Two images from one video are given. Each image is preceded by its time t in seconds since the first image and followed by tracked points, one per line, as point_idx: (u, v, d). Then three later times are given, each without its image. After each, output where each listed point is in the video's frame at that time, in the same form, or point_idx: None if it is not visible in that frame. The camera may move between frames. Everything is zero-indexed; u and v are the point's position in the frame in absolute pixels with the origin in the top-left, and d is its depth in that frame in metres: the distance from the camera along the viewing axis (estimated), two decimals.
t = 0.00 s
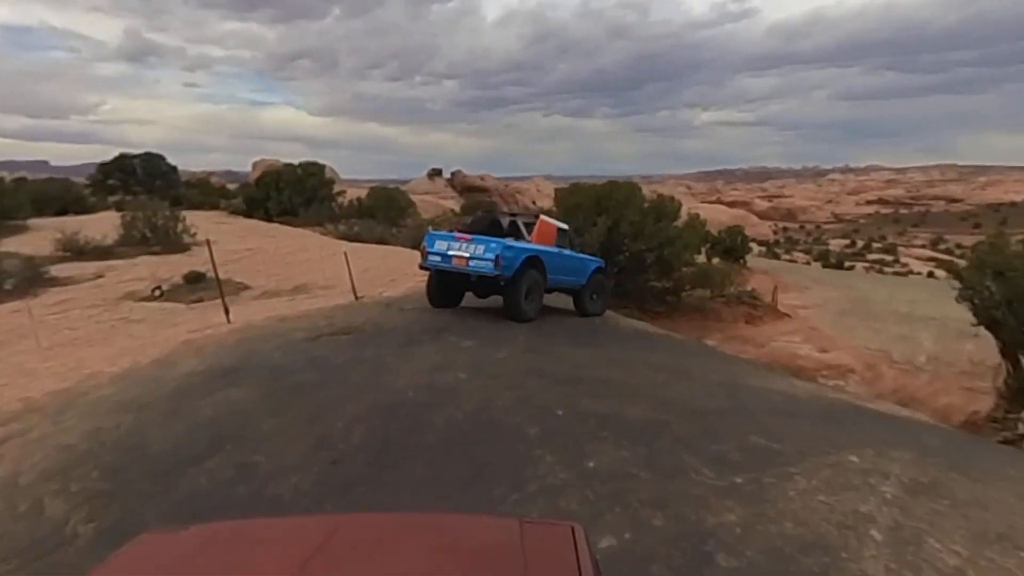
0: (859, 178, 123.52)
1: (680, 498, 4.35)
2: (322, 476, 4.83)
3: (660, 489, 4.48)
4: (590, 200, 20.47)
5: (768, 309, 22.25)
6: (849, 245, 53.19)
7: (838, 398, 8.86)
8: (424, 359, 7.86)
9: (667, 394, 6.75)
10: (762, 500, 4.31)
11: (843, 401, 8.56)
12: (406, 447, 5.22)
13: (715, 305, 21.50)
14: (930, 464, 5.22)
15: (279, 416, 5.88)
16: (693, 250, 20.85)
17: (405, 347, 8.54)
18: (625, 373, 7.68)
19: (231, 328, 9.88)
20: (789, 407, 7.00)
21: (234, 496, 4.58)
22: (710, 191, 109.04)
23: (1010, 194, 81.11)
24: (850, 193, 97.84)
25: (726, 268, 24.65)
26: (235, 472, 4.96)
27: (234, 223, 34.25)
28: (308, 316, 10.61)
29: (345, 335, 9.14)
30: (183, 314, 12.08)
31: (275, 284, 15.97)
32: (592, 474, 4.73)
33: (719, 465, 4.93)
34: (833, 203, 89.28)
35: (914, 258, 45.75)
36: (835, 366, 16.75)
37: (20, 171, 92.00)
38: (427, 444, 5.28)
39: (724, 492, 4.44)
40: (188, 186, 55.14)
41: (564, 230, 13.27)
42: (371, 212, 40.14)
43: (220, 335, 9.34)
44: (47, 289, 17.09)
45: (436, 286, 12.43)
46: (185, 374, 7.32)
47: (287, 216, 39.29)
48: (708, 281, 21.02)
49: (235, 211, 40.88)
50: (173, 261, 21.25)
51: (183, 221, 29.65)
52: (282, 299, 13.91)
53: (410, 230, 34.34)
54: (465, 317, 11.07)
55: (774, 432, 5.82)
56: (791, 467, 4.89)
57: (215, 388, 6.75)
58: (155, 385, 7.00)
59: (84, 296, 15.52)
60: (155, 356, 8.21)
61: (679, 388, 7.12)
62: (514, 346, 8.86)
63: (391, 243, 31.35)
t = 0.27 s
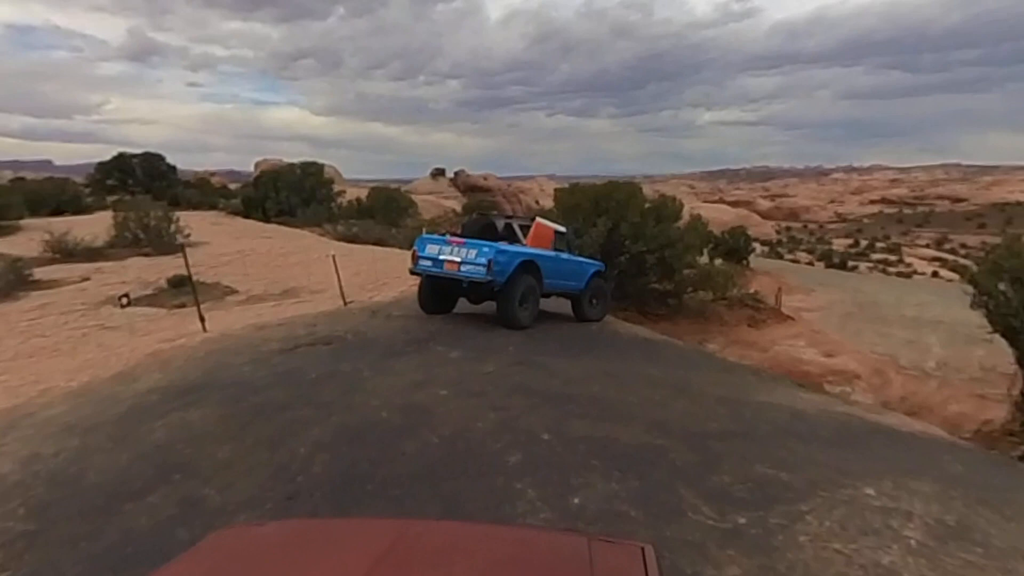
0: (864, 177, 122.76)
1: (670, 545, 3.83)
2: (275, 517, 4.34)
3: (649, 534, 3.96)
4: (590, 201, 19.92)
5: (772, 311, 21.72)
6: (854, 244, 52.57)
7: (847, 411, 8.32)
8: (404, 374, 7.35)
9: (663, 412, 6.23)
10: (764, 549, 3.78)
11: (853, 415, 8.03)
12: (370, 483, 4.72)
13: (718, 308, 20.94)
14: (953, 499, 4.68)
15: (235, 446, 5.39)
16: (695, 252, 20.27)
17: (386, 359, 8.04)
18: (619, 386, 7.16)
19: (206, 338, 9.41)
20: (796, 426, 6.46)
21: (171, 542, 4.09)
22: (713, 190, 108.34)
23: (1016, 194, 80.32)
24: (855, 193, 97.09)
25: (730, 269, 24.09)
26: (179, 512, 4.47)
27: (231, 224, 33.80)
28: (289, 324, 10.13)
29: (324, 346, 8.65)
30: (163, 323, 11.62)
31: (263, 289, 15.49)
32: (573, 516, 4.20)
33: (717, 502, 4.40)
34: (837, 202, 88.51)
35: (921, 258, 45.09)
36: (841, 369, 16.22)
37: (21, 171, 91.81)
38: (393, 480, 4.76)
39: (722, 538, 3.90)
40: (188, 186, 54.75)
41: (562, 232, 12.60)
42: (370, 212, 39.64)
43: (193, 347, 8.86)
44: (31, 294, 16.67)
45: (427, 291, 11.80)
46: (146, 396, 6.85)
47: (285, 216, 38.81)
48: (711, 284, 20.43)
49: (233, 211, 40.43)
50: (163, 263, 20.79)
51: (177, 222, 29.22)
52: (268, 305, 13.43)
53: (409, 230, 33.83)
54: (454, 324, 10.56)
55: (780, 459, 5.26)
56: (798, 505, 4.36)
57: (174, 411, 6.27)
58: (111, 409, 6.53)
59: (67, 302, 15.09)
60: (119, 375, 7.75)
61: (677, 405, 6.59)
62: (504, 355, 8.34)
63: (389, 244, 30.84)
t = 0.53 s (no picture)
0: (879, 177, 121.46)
1: None
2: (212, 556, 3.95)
3: None
4: (595, 201, 19.40)
5: (783, 315, 21.16)
6: (868, 244, 51.80)
7: (856, 426, 7.83)
8: (382, 386, 6.94)
9: (655, 431, 5.78)
10: None
11: (862, 431, 7.55)
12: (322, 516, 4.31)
13: (726, 312, 20.28)
14: (969, 537, 4.21)
15: (186, 471, 5.00)
16: (702, 254, 19.63)
17: (367, 370, 7.63)
18: (611, 399, 6.71)
19: (184, 346, 9.04)
20: (797, 447, 5.99)
21: None
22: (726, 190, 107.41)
23: None
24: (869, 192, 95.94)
25: (740, 271, 23.53)
26: (110, 549, 4.09)
27: (235, 225, 33.53)
28: (273, 330, 9.75)
29: (304, 355, 8.25)
30: (147, 330, 11.28)
31: (256, 292, 15.10)
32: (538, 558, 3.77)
33: (702, 541, 3.96)
34: (851, 202, 87.43)
35: (936, 258, 44.28)
36: (852, 374, 15.68)
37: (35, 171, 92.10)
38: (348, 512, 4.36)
39: None
40: (196, 186, 54.63)
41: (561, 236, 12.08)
42: (376, 212, 39.27)
43: (168, 357, 8.50)
44: (23, 298, 16.40)
45: (419, 297, 11.38)
46: (107, 412, 6.49)
47: (291, 216, 38.48)
48: (719, 287, 19.72)
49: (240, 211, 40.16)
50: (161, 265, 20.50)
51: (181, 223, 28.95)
52: (259, 309, 13.06)
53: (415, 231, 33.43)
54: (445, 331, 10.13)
55: (777, 487, 4.81)
56: (794, 546, 3.91)
57: (132, 428, 5.90)
58: (67, 426, 6.17)
59: (57, 306, 14.80)
60: (85, 388, 7.40)
61: (670, 422, 6.13)
62: (491, 365, 7.91)
63: (393, 244, 30.44)
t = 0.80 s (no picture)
0: (897, 177, 119.99)
1: None
2: None
3: None
4: (603, 201, 18.88)
5: (796, 319, 20.62)
6: (885, 244, 50.94)
7: (871, 442, 7.35)
8: (364, 400, 6.55)
9: (651, 453, 5.35)
10: None
11: (878, 448, 7.07)
12: (277, 553, 3.93)
13: (738, 315, 19.83)
14: None
15: (140, 498, 4.64)
16: (713, 257, 19.17)
17: (350, 382, 7.24)
18: (606, 414, 6.28)
19: (168, 353, 8.71)
20: (806, 470, 5.54)
21: None
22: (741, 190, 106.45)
23: None
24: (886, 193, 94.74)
25: (752, 273, 22.99)
26: None
27: (243, 225, 33.30)
28: (261, 337, 9.40)
29: (289, 365, 7.87)
30: (136, 335, 10.95)
31: (253, 295, 14.78)
32: None
33: None
34: (867, 202, 86.31)
35: (955, 259, 43.43)
36: (868, 381, 15.16)
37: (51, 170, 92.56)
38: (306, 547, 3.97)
39: None
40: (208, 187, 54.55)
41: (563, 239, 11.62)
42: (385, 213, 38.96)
43: (148, 366, 8.15)
44: (21, 301, 16.14)
45: (415, 303, 11.00)
46: (72, 428, 6.14)
47: (299, 217, 38.21)
48: (730, 291, 19.31)
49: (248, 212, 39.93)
50: (163, 267, 20.23)
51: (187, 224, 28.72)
52: (253, 314, 12.72)
53: (423, 231, 33.05)
54: (440, 338, 9.73)
55: (782, 521, 4.37)
56: None
57: (93, 448, 5.55)
58: (28, 442, 5.83)
59: (52, 309, 14.52)
60: (57, 401, 7.06)
61: (668, 441, 5.70)
62: (483, 376, 7.50)
63: (401, 245, 30.08)
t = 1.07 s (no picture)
0: (913, 176, 118.58)
1: None
2: None
3: None
4: (609, 204, 18.37)
5: (808, 324, 20.11)
6: (902, 244, 50.10)
7: (885, 464, 6.91)
8: (342, 421, 6.18)
9: (645, 484, 4.95)
10: None
11: (893, 471, 6.63)
12: None
13: (748, 320, 19.35)
14: None
15: (87, 534, 4.29)
16: (723, 261, 18.69)
17: (332, 398, 6.88)
18: (600, 436, 5.88)
19: (149, 365, 8.39)
20: (812, 503, 5.12)
21: None
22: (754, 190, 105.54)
23: None
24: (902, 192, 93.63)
25: (764, 277, 22.46)
26: None
27: (250, 226, 33.05)
28: (247, 348, 9.05)
29: (271, 379, 7.53)
30: (123, 343, 10.64)
31: (250, 300, 14.46)
32: None
33: None
34: (883, 202, 85.28)
35: (973, 261, 42.64)
36: (883, 389, 14.66)
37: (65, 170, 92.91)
38: None
39: None
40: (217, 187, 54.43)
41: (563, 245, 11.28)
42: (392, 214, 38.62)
43: (127, 379, 7.82)
44: (17, 304, 15.89)
45: (410, 313, 10.68)
46: (33, 449, 5.81)
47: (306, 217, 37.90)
48: (740, 295, 18.84)
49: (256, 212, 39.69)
50: (164, 269, 19.96)
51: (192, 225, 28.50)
52: (247, 321, 12.39)
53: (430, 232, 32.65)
54: (433, 349, 9.36)
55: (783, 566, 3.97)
56: None
57: (49, 473, 5.21)
58: None
59: (45, 314, 14.25)
60: (25, 418, 6.74)
61: (664, 469, 5.30)
62: (472, 393, 7.12)
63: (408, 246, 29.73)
